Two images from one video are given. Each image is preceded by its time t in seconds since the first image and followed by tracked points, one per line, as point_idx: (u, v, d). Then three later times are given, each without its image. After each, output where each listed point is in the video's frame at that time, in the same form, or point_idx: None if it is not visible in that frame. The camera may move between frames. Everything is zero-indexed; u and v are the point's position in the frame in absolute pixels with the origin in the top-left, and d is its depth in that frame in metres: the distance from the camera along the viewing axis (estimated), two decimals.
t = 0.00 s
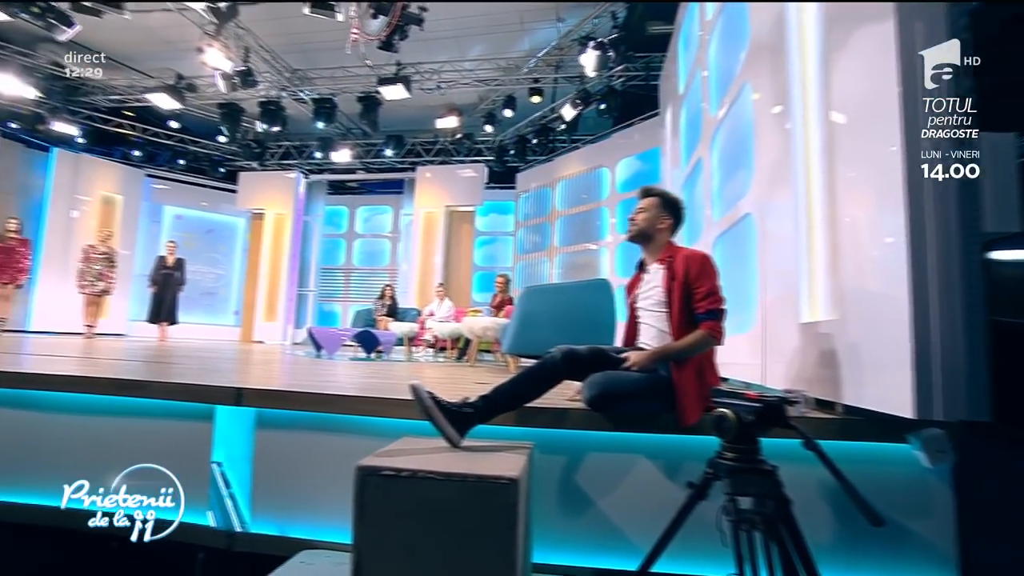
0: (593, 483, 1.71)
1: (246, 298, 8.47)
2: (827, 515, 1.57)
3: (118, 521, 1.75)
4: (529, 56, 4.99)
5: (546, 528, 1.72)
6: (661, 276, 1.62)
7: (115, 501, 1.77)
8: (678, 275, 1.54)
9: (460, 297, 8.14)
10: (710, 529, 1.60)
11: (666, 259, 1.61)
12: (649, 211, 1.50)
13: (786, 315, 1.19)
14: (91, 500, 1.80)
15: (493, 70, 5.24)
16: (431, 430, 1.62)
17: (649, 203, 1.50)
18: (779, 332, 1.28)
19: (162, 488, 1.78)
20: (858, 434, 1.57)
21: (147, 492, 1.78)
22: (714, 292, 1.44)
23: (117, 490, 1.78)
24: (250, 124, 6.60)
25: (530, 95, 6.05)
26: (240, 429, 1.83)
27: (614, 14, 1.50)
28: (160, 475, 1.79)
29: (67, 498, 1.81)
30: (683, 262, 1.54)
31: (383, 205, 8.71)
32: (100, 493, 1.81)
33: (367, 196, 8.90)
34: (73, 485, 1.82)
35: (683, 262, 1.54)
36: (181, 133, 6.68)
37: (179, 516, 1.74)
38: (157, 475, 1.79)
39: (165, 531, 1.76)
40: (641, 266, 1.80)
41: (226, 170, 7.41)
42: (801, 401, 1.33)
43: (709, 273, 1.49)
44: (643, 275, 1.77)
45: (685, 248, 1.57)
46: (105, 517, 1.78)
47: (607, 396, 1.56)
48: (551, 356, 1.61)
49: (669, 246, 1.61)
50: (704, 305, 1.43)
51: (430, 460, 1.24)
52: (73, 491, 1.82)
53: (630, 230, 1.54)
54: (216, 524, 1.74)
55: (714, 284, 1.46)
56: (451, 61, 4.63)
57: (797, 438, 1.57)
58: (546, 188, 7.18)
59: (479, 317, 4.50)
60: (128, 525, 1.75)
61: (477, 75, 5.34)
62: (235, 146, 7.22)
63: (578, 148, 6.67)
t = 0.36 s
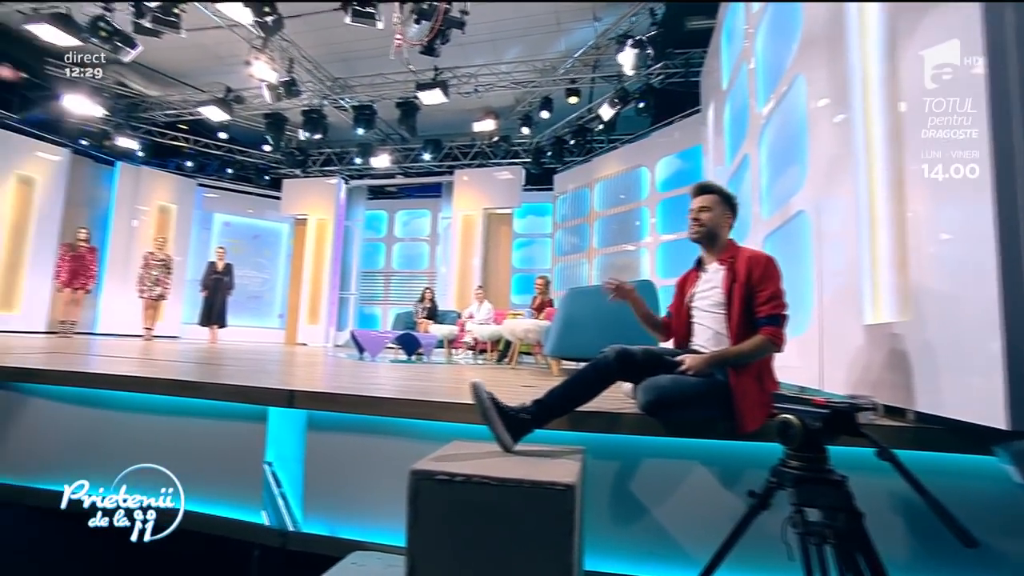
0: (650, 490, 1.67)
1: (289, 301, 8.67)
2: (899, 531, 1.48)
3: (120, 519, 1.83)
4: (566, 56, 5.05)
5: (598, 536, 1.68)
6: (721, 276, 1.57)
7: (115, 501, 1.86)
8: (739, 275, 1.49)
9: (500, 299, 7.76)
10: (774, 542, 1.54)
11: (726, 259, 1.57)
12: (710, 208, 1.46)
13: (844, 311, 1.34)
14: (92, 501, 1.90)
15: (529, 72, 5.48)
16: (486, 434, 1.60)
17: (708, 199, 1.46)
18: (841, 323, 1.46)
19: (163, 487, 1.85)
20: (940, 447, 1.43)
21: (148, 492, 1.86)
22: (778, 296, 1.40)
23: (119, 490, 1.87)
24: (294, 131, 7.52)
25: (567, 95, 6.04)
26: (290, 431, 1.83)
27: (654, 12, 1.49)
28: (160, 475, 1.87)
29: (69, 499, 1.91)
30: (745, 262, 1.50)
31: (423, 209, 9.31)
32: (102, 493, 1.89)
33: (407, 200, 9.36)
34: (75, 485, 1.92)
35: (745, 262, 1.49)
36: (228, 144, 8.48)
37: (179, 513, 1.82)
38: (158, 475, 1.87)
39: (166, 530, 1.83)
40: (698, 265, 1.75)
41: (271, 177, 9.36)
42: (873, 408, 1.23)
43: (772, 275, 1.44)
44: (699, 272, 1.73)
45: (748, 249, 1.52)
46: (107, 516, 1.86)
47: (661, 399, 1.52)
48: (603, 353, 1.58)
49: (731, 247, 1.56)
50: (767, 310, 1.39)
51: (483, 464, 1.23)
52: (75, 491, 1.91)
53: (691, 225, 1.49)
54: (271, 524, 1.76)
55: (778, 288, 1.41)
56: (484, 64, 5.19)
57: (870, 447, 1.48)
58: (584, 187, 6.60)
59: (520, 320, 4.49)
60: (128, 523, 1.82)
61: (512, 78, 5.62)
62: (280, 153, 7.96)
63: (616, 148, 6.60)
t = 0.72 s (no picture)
0: (686, 492, 1.63)
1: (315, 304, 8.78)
2: (954, 537, 1.42)
3: (121, 518, 1.86)
4: (586, 55, 5.09)
5: (633, 539, 1.65)
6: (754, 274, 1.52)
7: (115, 501, 1.89)
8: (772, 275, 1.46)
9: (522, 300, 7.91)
10: (819, 547, 1.49)
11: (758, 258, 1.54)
12: (745, 204, 1.40)
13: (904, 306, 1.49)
14: (93, 501, 1.93)
15: (550, 71, 5.69)
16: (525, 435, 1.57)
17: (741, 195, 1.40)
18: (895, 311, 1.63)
19: (166, 487, 1.91)
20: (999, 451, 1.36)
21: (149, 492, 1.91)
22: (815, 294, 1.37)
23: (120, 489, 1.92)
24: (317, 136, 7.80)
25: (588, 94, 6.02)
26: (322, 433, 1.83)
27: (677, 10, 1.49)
28: (159, 475, 1.93)
29: (69, 497, 1.96)
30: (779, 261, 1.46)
31: (445, 210, 9.18)
32: (101, 494, 1.94)
33: (429, 202, 9.26)
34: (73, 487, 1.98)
35: (777, 261, 1.46)
36: (254, 150, 8.59)
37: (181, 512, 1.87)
38: (158, 475, 1.93)
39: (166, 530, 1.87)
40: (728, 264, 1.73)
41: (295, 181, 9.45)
42: (924, 409, 1.16)
43: (808, 273, 1.41)
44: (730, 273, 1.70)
45: (781, 246, 1.49)
46: (105, 516, 1.89)
47: (699, 398, 1.49)
48: (633, 350, 1.57)
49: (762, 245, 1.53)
50: (801, 308, 1.36)
51: (519, 466, 1.22)
52: (75, 492, 1.97)
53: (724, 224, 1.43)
54: (303, 524, 1.75)
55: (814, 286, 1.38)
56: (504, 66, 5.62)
57: (923, 451, 1.41)
58: (606, 187, 6.81)
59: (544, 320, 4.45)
60: (131, 523, 1.85)
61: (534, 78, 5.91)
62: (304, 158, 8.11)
63: (639, 146, 6.53)
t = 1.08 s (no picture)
0: (706, 494, 1.60)
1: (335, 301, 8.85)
2: (991, 542, 1.37)
3: (121, 518, 1.87)
4: (604, 50, 5.04)
5: (652, 539, 1.62)
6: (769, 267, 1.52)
7: (115, 502, 1.89)
8: (786, 265, 1.41)
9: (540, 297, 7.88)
10: (847, 550, 1.45)
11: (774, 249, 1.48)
12: (758, 196, 1.42)
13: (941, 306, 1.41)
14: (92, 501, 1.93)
15: (567, 67, 5.65)
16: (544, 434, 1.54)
17: (753, 187, 1.43)
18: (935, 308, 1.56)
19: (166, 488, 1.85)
20: None
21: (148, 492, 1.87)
22: (829, 278, 1.28)
23: (118, 489, 1.90)
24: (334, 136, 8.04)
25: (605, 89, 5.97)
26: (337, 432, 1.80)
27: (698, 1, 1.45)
28: (159, 475, 1.88)
29: (69, 498, 1.95)
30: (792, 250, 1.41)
31: (462, 208, 9.16)
32: (100, 492, 1.92)
33: (446, 200, 9.27)
34: (72, 485, 1.95)
35: (790, 250, 1.41)
36: (275, 150, 8.71)
37: (181, 511, 1.84)
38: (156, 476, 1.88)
39: (167, 530, 1.87)
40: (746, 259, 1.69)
41: (315, 181, 9.58)
42: (959, 408, 1.11)
43: (822, 258, 1.33)
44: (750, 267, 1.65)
45: (794, 236, 1.43)
46: (106, 515, 1.89)
47: (717, 398, 1.43)
48: (649, 348, 1.56)
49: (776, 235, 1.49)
50: (819, 294, 1.28)
51: (537, 464, 1.20)
52: (73, 491, 1.95)
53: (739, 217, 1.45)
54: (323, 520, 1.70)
55: (829, 270, 1.30)
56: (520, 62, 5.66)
57: (958, 452, 1.36)
58: (625, 183, 6.75)
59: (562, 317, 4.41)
60: (131, 522, 1.86)
61: (551, 74, 5.89)
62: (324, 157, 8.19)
63: (657, 141, 6.45)
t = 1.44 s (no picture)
0: (712, 496, 1.55)
1: (353, 299, 8.92)
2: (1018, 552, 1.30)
3: (122, 517, 1.89)
4: (620, 45, 4.99)
5: (659, 540, 1.58)
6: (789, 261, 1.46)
7: (115, 502, 1.92)
8: (810, 254, 1.35)
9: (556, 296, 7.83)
10: (864, 557, 1.39)
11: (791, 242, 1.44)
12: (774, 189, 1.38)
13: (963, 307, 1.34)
14: (92, 501, 1.96)
15: (583, 63, 5.60)
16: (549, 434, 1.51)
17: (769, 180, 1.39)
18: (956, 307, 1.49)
19: (166, 487, 1.88)
20: None
21: (148, 492, 1.90)
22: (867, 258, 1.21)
23: (119, 488, 1.93)
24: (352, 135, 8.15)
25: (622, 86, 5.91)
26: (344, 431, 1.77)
27: None
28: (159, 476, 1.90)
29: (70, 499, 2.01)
30: (815, 239, 1.35)
31: (478, 206, 9.16)
32: (102, 492, 1.96)
33: (462, 198, 9.28)
34: (72, 486, 2.00)
35: (811, 241, 1.35)
36: (294, 150, 8.83)
37: (180, 511, 1.86)
38: (157, 476, 1.90)
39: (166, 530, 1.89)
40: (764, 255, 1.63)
41: (333, 180, 9.67)
42: (988, 413, 1.02)
43: (850, 243, 1.28)
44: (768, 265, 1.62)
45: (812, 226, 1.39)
46: (108, 514, 1.92)
47: (723, 396, 1.38)
48: (657, 347, 1.54)
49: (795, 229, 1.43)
50: (865, 273, 1.19)
51: (540, 465, 1.17)
52: (74, 492, 2.01)
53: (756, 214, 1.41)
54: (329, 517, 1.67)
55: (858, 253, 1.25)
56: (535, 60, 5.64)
57: (983, 458, 1.30)
58: (642, 180, 6.67)
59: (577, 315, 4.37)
60: (132, 521, 1.88)
61: (566, 71, 5.87)
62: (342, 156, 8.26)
63: (675, 138, 6.35)
